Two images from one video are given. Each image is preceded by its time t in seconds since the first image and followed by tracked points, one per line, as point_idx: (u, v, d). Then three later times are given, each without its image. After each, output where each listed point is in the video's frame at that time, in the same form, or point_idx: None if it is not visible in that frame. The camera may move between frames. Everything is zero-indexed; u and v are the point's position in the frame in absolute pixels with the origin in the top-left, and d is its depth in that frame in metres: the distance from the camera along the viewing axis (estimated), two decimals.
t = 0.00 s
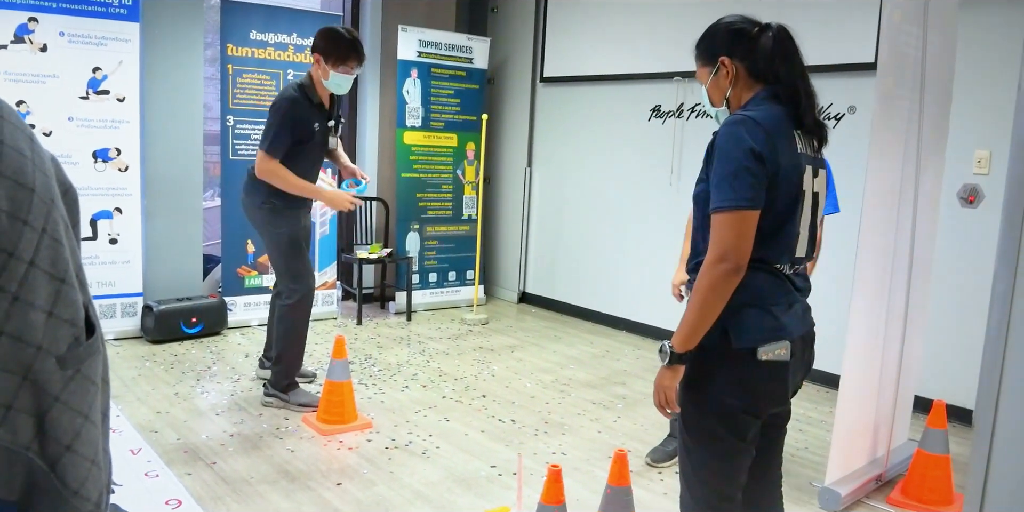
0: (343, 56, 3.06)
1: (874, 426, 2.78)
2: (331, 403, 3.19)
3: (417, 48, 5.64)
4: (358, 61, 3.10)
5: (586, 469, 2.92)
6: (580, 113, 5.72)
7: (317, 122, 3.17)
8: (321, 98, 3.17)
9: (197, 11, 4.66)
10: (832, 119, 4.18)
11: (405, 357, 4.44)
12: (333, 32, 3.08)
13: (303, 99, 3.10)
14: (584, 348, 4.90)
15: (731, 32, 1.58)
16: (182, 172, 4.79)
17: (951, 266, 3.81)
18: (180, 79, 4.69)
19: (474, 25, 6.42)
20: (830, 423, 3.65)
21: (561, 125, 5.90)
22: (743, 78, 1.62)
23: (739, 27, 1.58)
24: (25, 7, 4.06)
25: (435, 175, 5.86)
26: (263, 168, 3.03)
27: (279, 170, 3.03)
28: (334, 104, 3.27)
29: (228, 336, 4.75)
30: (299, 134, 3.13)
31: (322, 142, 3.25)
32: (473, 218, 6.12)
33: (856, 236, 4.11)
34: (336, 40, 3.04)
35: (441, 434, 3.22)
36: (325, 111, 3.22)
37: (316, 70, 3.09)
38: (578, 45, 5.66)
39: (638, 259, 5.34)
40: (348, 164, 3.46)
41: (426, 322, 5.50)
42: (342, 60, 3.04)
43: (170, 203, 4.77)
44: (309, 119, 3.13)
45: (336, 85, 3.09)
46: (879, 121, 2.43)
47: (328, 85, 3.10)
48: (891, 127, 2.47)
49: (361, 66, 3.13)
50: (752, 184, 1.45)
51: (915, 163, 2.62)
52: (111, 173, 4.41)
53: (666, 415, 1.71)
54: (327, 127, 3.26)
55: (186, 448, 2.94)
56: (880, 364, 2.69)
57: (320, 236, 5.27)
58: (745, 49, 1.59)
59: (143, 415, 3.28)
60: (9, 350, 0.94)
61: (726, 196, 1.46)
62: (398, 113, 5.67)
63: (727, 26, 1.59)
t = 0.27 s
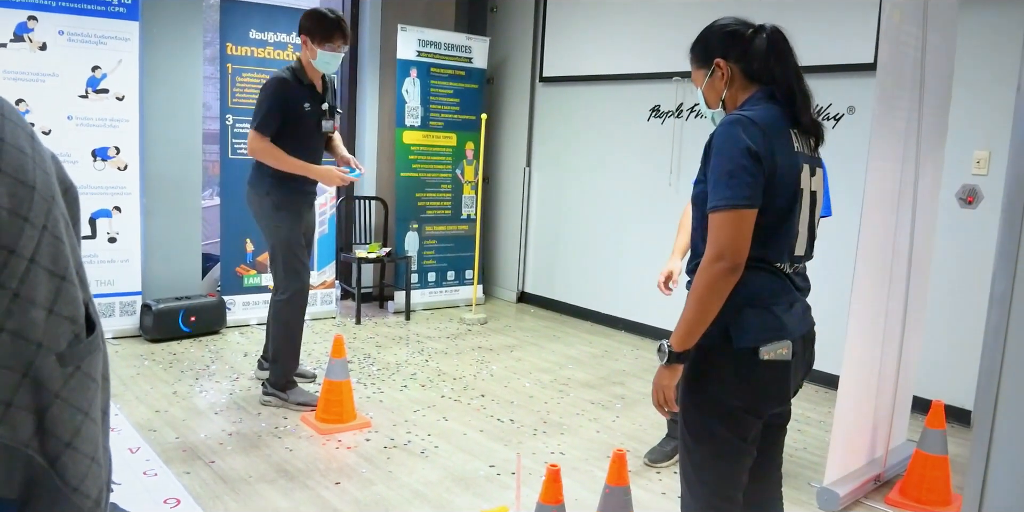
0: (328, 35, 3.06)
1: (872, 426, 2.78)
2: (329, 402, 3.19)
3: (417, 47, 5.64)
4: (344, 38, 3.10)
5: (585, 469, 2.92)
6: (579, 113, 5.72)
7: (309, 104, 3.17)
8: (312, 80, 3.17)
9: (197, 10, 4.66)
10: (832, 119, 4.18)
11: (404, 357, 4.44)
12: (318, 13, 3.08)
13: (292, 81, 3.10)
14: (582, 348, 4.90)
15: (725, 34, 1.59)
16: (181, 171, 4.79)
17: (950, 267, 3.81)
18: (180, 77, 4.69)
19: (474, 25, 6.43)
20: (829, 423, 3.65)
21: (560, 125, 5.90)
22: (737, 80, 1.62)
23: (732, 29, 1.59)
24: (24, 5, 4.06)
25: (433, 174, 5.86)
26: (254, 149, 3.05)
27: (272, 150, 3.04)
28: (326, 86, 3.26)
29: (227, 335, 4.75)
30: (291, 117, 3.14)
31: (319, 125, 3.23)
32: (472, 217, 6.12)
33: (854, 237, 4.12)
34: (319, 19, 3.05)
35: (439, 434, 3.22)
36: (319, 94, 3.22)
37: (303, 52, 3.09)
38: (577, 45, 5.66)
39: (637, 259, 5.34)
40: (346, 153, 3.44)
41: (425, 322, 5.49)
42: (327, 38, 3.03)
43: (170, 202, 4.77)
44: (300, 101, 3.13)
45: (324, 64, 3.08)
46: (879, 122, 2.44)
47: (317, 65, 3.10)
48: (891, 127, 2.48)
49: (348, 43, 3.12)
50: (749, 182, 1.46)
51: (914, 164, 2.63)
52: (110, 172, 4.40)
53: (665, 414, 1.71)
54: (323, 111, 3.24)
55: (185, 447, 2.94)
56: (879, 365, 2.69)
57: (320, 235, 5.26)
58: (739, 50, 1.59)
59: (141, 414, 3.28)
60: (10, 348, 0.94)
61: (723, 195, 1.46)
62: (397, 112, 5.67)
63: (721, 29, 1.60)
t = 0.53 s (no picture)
0: (318, 26, 3.06)
1: (872, 427, 2.78)
2: (329, 402, 3.19)
3: (417, 48, 5.64)
4: (334, 29, 3.10)
5: (584, 469, 2.92)
6: (579, 113, 5.72)
7: (304, 94, 3.16)
8: (305, 72, 3.17)
9: (197, 10, 4.67)
10: (832, 120, 4.18)
11: (403, 357, 4.44)
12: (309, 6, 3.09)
13: (287, 73, 3.11)
14: (582, 349, 4.90)
15: (726, 33, 1.59)
16: (181, 172, 4.79)
17: (949, 267, 3.81)
18: (180, 77, 4.69)
19: (474, 25, 6.43)
20: (829, 423, 3.65)
21: (559, 126, 5.90)
22: (737, 81, 1.62)
23: (735, 29, 1.59)
24: (25, 5, 4.05)
25: (433, 175, 5.86)
26: (251, 140, 3.05)
27: (266, 139, 3.04)
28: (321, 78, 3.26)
29: (227, 335, 4.75)
30: (287, 109, 3.14)
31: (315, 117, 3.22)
32: (471, 218, 6.12)
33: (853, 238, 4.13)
34: (309, 9, 3.05)
35: (439, 434, 3.22)
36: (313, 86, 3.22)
37: (295, 45, 3.10)
38: (577, 46, 5.66)
39: (637, 260, 5.34)
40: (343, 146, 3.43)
41: (424, 322, 5.49)
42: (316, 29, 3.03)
43: (170, 202, 4.77)
44: (295, 93, 3.14)
45: (317, 55, 3.09)
46: (879, 123, 2.44)
47: (309, 56, 3.10)
48: (891, 129, 2.48)
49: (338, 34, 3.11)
50: (748, 183, 1.46)
51: (914, 165, 2.63)
52: (110, 172, 4.40)
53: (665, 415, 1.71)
54: (318, 103, 3.24)
55: (184, 447, 2.94)
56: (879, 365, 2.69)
57: (320, 236, 5.26)
58: (741, 50, 1.59)
59: (141, 414, 3.28)
60: (11, 345, 0.94)
61: (722, 196, 1.46)
62: (397, 112, 5.67)
63: (723, 28, 1.59)
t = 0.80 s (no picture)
0: (312, 26, 3.07)
1: (871, 428, 2.78)
2: (328, 404, 3.19)
3: (416, 50, 5.64)
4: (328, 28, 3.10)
5: (584, 471, 2.92)
6: (579, 115, 5.72)
7: (301, 93, 3.17)
8: (301, 72, 3.18)
9: (197, 13, 4.67)
10: (831, 122, 4.18)
11: (403, 359, 4.44)
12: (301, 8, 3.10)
13: (283, 74, 3.12)
14: (582, 351, 4.90)
15: (729, 34, 1.59)
16: (181, 174, 4.79)
17: (949, 269, 3.82)
18: (180, 79, 4.70)
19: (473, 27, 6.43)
20: (828, 425, 3.66)
21: (559, 128, 5.91)
22: (739, 82, 1.62)
23: (738, 31, 1.58)
24: (24, 7, 4.05)
25: (432, 177, 5.86)
26: (250, 140, 3.06)
27: (265, 137, 3.05)
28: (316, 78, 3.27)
29: (226, 337, 4.75)
30: (285, 107, 3.14)
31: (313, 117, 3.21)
32: (471, 220, 6.12)
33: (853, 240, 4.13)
34: (303, 11, 3.06)
35: (438, 436, 3.22)
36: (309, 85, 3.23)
37: (290, 47, 3.11)
38: (577, 48, 5.66)
39: (637, 261, 5.34)
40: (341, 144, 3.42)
41: (424, 324, 5.49)
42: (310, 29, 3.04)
43: (169, 204, 4.77)
44: (292, 93, 3.14)
45: (311, 55, 3.10)
46: (879, 125, 2.44)
47: (304, 57, 3.11)
48: (890, 130, 2.48)
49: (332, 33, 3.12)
50: (748, 185, 1.46)
51: (913, 167, 2.63)
52: (110, 174, 4.40)
53: (663, 416, 1.72)
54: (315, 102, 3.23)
55: (184, 449, 2.94)
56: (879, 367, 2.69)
57: (319, 238, 5.26)
58: (743, 52, 1.59)
59: (141, 416, 3.27)
60: (11, 347, 0.94)
61: (721, 197, 1.46)
62: (396, 114, 5.67)
63: (727, 28, 1.59)
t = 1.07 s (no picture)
0: (306, 29, 3.07)
1: (871, 430, 2.78)
2: (328, 407, 3.19)
3: (415, 52, 5.65)
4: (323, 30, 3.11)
5: (584, 474, 2.92)
6: (578, 118, 5.73)
7: (298, 95, 3.17)
8: (298, 75, 3.19)
9: (196, 16, 4.68)
10: (831, 124, 4.19)
11: (403, 362, 4.44)
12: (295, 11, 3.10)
13: (280, 77, 3.12)
14: (581, 353, 4.90)
15: (707, 48, 1.60)
16: (180, 177, 4.79)
17: (948, 271, 3.82)
18: (180, 82, 4.70)
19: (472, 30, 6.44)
20: (828, 427, 3.66)
21: (558, 130, 5.91)
22: (722, 93, 1.63)
23: (712, 43, 1.60)
24: (24, 10, 4.06)
25: (432, 179, 5.87)
26: (249, 143, 3.06)
27: (263, 140, 3.04)
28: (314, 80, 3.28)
29: (226, 340, 4.75)
30: (282, 109, 3.14)
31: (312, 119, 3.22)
32: (470, 222, 6.12)
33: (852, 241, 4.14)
34: (296, 13, 3.06)
35: (438, 439, 3.21)
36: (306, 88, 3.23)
37: (285, 51, 3.11)
38: (576, 50, 5.67)
39: (636, 263, 5.35)
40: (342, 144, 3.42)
41: (424, 327, 5.48)
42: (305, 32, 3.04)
43: (168, 207, 4.77)
44: (290, 95, 3.15)
45: (307, 58, 3.10)
46: (878, 127, 2.45)
47: (300, 60, 3.12)
48: (889, 133, 2.48)
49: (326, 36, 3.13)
50: (745, 189, 1.46)
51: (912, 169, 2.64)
52: (109, 177, 4.40)
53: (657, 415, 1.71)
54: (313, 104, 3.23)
55: (183, 453, 2.93)
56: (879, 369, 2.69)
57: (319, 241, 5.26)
58: (720, 63, 1.60)
59: (140, 419, 3.27)
60: (11, 351, 0.94)
61: (717, 202, 1.47)
62: (395, 117, 5.68)
63: (704, 44, 1.61)
